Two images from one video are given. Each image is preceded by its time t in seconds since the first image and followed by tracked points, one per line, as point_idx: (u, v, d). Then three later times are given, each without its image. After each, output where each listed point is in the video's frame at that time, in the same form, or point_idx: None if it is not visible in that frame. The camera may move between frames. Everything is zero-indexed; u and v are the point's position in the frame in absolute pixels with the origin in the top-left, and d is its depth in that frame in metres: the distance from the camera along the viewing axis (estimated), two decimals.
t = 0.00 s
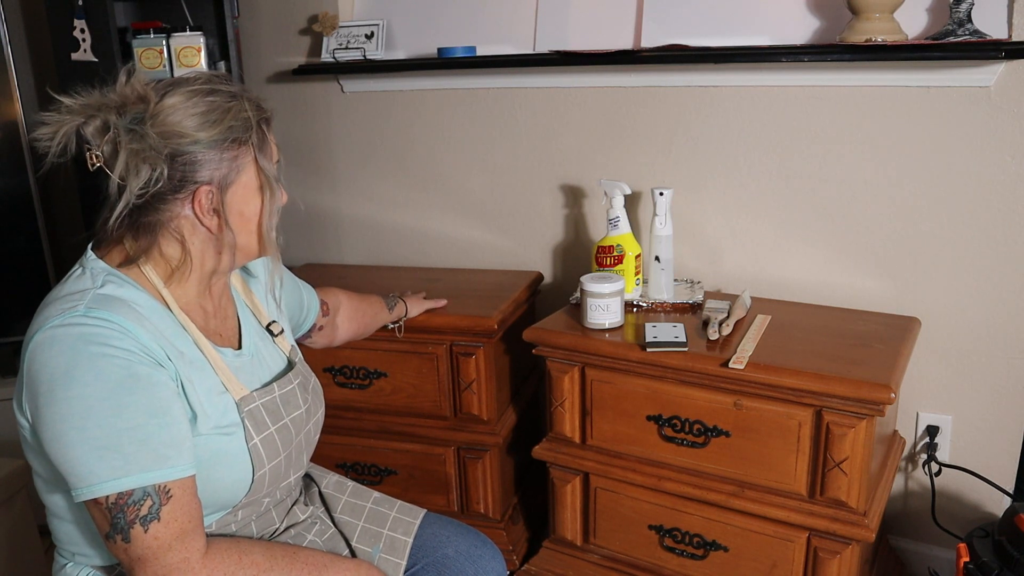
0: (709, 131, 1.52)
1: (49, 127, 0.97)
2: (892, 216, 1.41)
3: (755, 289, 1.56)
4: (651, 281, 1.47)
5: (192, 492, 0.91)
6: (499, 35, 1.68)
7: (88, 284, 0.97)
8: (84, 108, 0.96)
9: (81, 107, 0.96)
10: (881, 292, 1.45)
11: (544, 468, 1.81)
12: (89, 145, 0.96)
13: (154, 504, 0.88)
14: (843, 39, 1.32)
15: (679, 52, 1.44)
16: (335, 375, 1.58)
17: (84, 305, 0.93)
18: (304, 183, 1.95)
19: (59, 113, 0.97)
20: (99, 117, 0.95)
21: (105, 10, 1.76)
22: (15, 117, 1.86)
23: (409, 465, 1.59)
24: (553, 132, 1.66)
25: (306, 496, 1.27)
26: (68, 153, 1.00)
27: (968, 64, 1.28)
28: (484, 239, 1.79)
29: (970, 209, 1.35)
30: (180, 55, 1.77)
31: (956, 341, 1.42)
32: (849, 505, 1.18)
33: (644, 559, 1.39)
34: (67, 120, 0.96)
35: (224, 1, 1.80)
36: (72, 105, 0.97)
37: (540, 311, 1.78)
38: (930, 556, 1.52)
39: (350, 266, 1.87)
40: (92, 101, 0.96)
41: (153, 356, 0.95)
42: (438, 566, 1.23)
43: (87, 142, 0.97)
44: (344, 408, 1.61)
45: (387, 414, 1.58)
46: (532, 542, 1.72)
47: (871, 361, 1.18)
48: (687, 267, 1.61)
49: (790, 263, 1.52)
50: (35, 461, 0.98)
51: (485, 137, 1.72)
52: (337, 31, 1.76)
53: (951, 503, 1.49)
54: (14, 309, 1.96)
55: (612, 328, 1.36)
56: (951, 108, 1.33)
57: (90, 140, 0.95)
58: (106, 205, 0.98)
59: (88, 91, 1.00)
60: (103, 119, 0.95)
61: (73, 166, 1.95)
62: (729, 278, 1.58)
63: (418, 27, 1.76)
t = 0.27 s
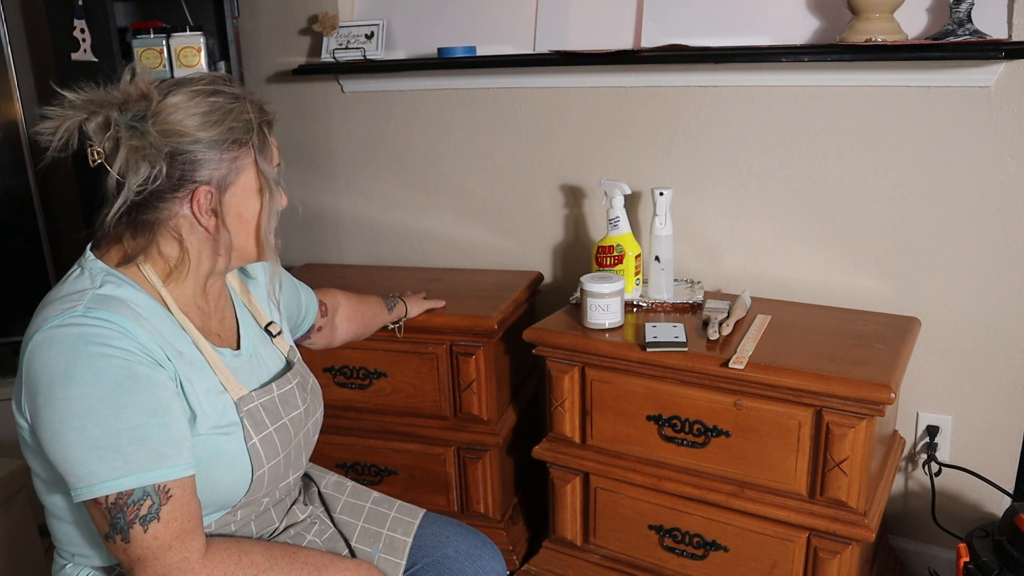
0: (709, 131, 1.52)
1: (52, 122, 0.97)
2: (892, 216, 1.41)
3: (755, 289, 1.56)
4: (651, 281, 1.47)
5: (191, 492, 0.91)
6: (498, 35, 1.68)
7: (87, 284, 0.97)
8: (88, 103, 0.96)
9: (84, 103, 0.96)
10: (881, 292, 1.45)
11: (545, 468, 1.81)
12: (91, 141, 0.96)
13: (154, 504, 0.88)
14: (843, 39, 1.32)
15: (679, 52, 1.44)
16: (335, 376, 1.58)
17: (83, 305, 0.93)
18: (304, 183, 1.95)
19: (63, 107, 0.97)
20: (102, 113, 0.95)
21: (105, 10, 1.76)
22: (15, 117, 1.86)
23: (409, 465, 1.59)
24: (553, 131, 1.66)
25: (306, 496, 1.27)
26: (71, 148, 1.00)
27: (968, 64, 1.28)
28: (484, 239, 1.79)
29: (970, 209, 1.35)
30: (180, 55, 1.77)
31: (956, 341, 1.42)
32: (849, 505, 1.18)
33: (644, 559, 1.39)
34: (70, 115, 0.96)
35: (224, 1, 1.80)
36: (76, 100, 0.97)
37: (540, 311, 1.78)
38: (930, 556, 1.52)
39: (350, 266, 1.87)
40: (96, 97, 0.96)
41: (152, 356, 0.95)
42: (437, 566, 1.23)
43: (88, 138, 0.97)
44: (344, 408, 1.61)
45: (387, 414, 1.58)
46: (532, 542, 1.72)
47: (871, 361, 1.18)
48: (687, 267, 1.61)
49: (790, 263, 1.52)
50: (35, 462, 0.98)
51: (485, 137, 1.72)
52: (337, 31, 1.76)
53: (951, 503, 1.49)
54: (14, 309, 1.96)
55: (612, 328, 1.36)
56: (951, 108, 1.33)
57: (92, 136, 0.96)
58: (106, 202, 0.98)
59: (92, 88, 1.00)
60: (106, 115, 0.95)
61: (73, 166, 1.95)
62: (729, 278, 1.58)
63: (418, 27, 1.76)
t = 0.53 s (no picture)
0: (709, 131, 1.52)
1: (49, 123, 0.97)
2: (892, 216, 1.41)
3: (754, 289, 1.56)
4: (651, 281, 1.47)
5: (190, 492, 0.91)
6: (499, 35, 1.68)
7: (85, 284, 0.97)
8: (86, 105, 0.96)
9: (82, 104, 0.96)
10: (881, 292, 1.45)
11: (545, 468, 1.81)
12: (89, 141, 0.96)
13: (153, 503, 0.88)
14: (843, 39, 1.32)
15: (679, 52, 1.44)
16: (335, 375, 1.58)
17: (81, 305, 0.93)
18: (304, 183, 1.95)
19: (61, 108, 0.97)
20: (101, 114, 0.95)
21: (105, 10, 1.76)
22: (15, 117, 1.86)
23: (409, 465, 1.59)
24: (553, 131, 1.66)
25: (305, 496, 1.27)
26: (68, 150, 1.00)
27: (968, 64, 1.28)
28: (484, 239, 1.79)
29: (970, 209, 1.35)
30: (180, 55, 1.77)
31: (956, 341, 1.42)
32: (849, 505, 1.18)
33: (644, 559, 1.39)
34: (68, 116, 0.96)
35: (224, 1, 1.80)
36: (74, 101, 0.97)
37: (540, 311, 1.78)
38: (930, 556, 1.52)
39: (349, 266, 1.87)
40: (94, 98, 0.96)
41: (151, 356, 0.95)
42: (437, 566, 1.22)
43: (86, 139, 0.96)
44: (344, 408, 1.61)
45: (387, 414, 1.58)
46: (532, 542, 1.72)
47: (871, 361, 1.18)
48: (687, 267, 1.61)
49: (790, 263, 1.52)
50: (35, 462, 0.98)
51: (485, 137, 1.72)
52: (336, 31, 1.76)
53: (951, 503, 1.49)
54: (14, 309, 1.96)
55: (612, 328, 1.36)
56: (951, 108, 1.33)
57: (90, 136, 0.95)
58: (104, 203, 0.98)
59: (89, 88, 1.00)
60: (104, 116, 0.95)
61: (73, 166, 1.95)
62: (729, 278, 1.58)
63: (418, 27, 1.76)
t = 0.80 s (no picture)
0: (709, 131, 1.52)
1: (49, 123, 0.97)
2: (892, 216, 1.41)
3: (755, 289, 1.56)
4: (651, 281, 1.47)
5: (191, 492, 0.91)
6: (499, 35, 1.68)
7: (85, 284, 0.97)
8: (86, 105, 0.96)
9: (82, 104, 0.96)
10: (881, 292, 1.45)
11: (545, 468, 1.81)
12: (89, 142, 0.95)
13: (154, 504, 0.88)
14: (843, 39, 1.32)
15: (679, 52, 1.44)
16: (335, 376, 1.58)
17: (81, 305, 0.93)
18: (304, 183, 1.95)
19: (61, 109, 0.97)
20: (101, 114, 0.95)
21: (105, 10, 1.76)
22: (15, 117, 1.86)
23: (409, 465, 1.59)
24: (553, 132, 1.66)
25: (305, 496, 1.27)
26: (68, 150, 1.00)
27: (968, 64, 1.28)
28: (484, 239, 1.79)
29: (970, 209, 1.35)
30: (180, 55, 1.77)
31: (956, 341, 1.42)
32: (849, 505, 1.18)
33: (644, 559, 1.39)
34: (68, 116, 0.96)
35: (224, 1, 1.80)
36: (74, 101, 0.97)
37: (540, 311, 1.78)
38: (930, 556, 1.52)
39: (349, 266, 1.87)
40: (94, 98, 0.96)
41: (151, 357, 0.95)
42: (437, 566, 1.22)
43: (86, 139, 0.96)
44: (344, 408, 1.61)
45: (387, 414, 1.58)
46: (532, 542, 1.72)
47: (871, 361, 1.18)
48: (687, 267, 1.61)
49: (790, 263, 1.52)
50: (35, 462, 0.98)
51: (485, 137, 1.72)
52: (337, 31, 1.76)
53: (951, 503, 1.49)
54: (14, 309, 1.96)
55: (612, 328, 1.36)
56: (951, 108, 1.33)
57: (90, 137, 0.95)
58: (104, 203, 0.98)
59: (89, 88, 1.00)
60: (105, 116, 0.95)
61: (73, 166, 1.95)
62: (729, 278, 1.58)
63: (418, 27, 1.76)
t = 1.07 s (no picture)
0: (709, 131, 1.52)
1: (48, 124, 0.97)
2: (892, 216, 1.41)
3: (754, 289, 1.56)
4: (651, 281, 1.47)
5: (191, 493, 0.91)
6: (499, 35, 1.68)
7: (84, 285, 0.97)
8: (84, 106, 0.96)
9: (81, 105, 0.96)
10: (881, 292, 1.45)
11: (545, 468, 1.81)
12: (88, 143, 0.96)
13: (154, 505, 0.88)
14: (843, 39, 1.32)
15: (679, 52, 1.44)
16: (335, 376, 1.58)
17: (81, 307, 0.93)
18: (304, 183, 1.95)
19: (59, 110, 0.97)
20: (99, 115, 0.95)
21: (105, 10, 1.76)
22: (15, 116, 1.86)
23: (409, 465, 1.59)
24: (553, 132, 1.66)
25: (305, 495, 1.28)
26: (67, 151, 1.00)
27: (968, 64, 1.28)
28: (484, 239, 1.79)
29: (970, 209, 1.35)
30: (180, 55, 1.77)
31: (956, 341, 1.42)
32: (849, 505, 1.18)
33: (644, 558, 1.39)
34: (67, 118, 0.96)
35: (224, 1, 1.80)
36: (72, 102, 0.97)
37: (540, 311, 1.78)
38: (930, 556, 1.52)
39: (349, 266, 1.87)
40: (93, 99, 0.96)
41: (150, 358, 0.95)
42: (437, 566, 1.23)
43: (85, 140, 0.97)
44: (344, 409, 1.61)
45: (387, 414, 1.58)
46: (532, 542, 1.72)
47: (871, 361, 1.18)
48: (687, 267, 1.61)
49: (790, 263, 1.52)
50: (34, 463, 0.98)
51: (485, 137, 1.72)
52: (337, 31, 1.76)
53: (951, 503, 1.49)
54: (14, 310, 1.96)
55: (612, 328, 1.36)
56: (951, 108, 1.33)
57: (89, 138, 0.96)
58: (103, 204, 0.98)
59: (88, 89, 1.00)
60: (103, 117, 0.95)
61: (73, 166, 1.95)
62: (729, 278, 1.58)
63: (418, 27, 1.76)
